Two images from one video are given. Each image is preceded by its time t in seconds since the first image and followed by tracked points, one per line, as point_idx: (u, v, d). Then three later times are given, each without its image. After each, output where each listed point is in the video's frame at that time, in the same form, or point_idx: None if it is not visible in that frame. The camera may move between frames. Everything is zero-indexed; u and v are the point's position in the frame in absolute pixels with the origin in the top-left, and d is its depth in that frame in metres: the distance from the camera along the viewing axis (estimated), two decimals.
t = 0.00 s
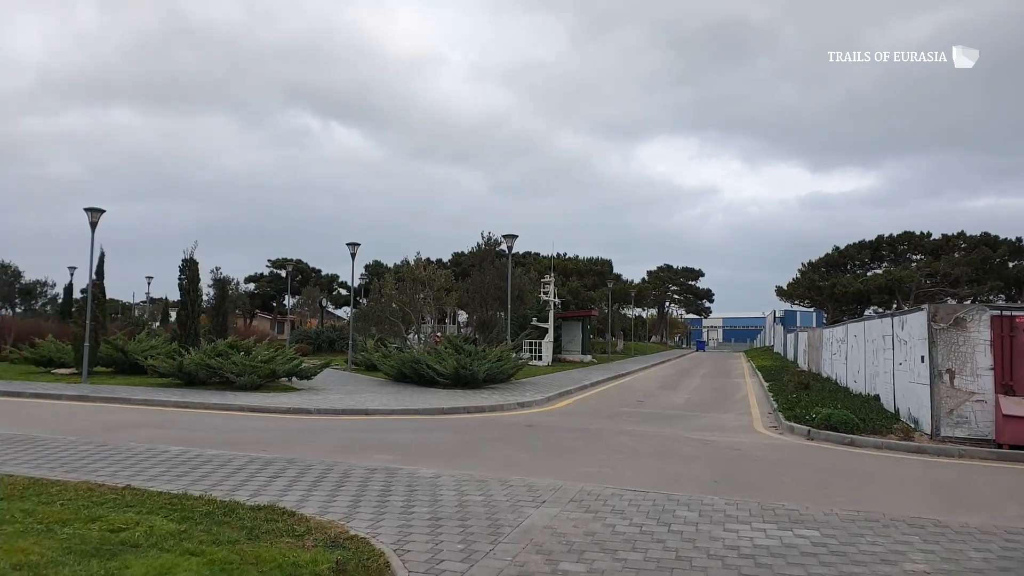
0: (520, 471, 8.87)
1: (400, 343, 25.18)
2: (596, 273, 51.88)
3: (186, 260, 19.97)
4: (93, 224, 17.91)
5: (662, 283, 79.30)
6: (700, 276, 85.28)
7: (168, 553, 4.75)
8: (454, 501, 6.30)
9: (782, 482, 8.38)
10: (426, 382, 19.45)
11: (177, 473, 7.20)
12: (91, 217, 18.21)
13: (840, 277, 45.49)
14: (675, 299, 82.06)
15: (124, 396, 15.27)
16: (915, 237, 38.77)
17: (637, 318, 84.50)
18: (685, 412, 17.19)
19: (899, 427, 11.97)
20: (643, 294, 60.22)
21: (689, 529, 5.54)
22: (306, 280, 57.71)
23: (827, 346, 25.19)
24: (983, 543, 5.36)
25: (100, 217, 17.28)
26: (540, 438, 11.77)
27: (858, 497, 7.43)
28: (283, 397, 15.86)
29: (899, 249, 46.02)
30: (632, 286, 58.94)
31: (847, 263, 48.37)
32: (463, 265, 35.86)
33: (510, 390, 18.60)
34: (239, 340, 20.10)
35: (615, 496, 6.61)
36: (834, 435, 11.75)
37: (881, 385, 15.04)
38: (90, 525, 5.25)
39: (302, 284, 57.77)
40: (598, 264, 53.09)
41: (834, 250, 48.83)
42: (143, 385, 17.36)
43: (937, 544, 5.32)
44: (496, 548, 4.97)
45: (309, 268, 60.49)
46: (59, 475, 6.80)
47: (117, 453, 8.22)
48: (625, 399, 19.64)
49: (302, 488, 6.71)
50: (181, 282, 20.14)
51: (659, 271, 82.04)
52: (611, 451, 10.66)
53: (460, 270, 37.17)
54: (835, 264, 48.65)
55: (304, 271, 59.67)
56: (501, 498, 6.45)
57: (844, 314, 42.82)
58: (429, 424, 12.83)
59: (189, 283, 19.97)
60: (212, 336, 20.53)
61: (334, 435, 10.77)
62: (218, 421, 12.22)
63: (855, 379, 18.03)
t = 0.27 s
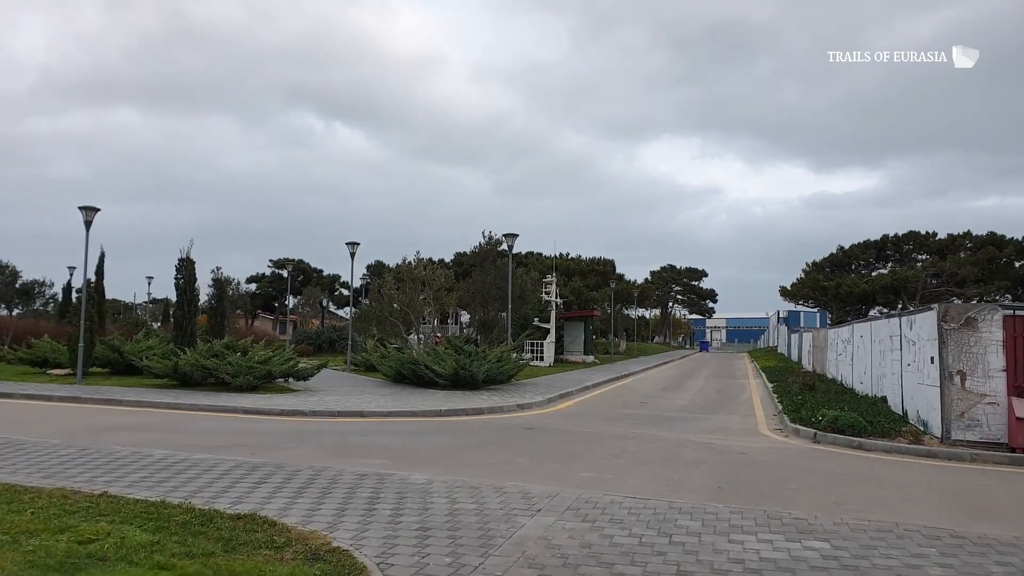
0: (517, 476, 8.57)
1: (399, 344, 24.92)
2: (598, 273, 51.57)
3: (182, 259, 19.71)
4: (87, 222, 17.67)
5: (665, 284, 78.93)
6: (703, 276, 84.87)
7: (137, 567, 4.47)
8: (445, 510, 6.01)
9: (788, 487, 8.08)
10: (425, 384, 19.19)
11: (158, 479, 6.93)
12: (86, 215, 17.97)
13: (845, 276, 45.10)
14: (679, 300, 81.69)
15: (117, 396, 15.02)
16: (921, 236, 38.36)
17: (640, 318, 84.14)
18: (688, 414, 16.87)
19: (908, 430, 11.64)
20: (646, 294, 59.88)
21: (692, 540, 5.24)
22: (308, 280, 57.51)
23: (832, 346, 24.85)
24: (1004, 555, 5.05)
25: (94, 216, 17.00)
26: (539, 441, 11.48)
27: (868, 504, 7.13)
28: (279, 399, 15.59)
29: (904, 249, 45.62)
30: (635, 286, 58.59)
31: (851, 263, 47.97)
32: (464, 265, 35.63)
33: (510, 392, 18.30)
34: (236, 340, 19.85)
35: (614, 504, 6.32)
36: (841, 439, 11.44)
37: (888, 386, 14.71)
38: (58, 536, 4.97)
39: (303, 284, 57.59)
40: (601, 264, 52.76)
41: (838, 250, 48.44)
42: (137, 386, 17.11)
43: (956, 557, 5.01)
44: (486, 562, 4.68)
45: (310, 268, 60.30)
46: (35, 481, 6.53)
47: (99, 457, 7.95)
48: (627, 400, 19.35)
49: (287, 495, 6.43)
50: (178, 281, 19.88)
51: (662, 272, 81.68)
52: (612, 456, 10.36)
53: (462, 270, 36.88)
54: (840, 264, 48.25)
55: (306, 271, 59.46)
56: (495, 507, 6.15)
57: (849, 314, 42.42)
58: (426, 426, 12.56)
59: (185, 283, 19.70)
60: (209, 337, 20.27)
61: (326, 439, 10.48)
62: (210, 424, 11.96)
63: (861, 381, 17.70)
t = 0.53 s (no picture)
0: (514, 483, 8.26)
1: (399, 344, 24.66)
2: (601, 273, 51.23)
3: (179, 259, 19.47)
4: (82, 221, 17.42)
5: (669, 284, 78.52)
6: (707, 275, 84.42)
7: None
8: (437, 522, 5.71)
9: (796, 495, 7.77)
10: (424, 385, 18.92)
11: (138, 487, 6.66)
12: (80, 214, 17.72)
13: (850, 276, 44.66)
14: (682, 299, 81.28)
15: (110, 396, 14.77)
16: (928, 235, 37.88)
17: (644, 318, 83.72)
18: (691, 417, 16.54)
19: (919, 434, 11.30)
20: (649, 294, 59.52)
21: (696, 556, 4.94)
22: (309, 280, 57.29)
23: (838, 347, 24.47)
24: None
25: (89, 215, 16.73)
26: (539, 446, 11.19)
27: (881, 513, 6.82)
28: (275, 400, 15.32)
29: (910, 248, 45.17)
30: (638, 286, 58.22)
31: (856, 263, 47.53)
32: (465, 265, 35.39)
33: (511, 393, 18.01)
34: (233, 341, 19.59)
35: (615, 515, 6.02)
36: (849, 443, 11.11)
37: (897, 388, 14.37)
38: (25, 550, 4.70)
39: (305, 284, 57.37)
40: (604, 264, 52.42)
41: (843, 250, 48.00)
42: (132, 387, 16.86)
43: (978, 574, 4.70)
44: None
45: (312, 268, 60.11)
46: (10, 490, 6.25)
47: (81, 462, 7.68)
48: (630, 402, 19.05)
49: (272, 506, 6.15)
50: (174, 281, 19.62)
51: (666, 271, 81.27)
52: (613, 461, 10.06)
53: (463, 270, 36.61)
54: (845, 264, 47.81)
55: (308, 271, 59.26)
56: (489, 519, 5.84)
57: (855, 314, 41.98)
58: (424, 430, 12.27)
59: (182, 282, 19.43)
60: (206, 337, 20.02)
61: (320, 443, 10.20)
62: (202, 427, 11.69)
63: (869, 383, 17.35)
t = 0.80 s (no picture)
0: (514, 488, 7.96)
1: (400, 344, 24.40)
2: (604, 273, 50.91)
3: (177, 256, 19.21)
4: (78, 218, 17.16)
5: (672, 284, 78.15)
6: (711, 275, 84.05)
7: None
8: (432, 531, 5.41)
9: (808, 501, 7.44)
10: (425, 385, 18.65)
11: (121, 491, 6.37)
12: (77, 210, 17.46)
13: (856, 276, 44.27)
14: (686, 300, 80.94)
15: (104, 396, 14.50)
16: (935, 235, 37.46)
17: (647, 318, 83.39)
18: (697, 418, 16.22)
19: (933, 438, 10.96)
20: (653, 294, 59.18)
21: (706, 569, 4.62)
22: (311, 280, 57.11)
23: (845, 347, 24.12)
24: None
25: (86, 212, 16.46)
26: (541, 449, 10.88)
27: (899, 521, 6.49)
28: (272, 401, 15.03)
29: (916, 248, 44.76)
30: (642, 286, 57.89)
31: (862, 263, 47.13)
32: (467, 265, 35.23)
33: (513, 394, 17.71)
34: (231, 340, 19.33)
35: (619, 524, 5.70)
36: (860, 447, 10.78)
37: (908, 389, 14.02)
38: None
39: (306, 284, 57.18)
40: (607, 263, 52.10)
41: (849, 250, 47.60)
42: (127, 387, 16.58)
43: None
44: None
45: (315, 268, 59.94)
46: None
47: (64, 464, 7.40)
48: (634, 403, 18.73)
49: (259, 512, 5.86)
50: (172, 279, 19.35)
51: (669, 271, 80.91)
52: (617, 465, 9.75)
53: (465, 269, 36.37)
54: (851, 264, 47.41)
55: (310, 270, 59.09)
56: (486, 527, 5.54)
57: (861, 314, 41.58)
58: (423, 431, 11.97)
59: (180, 280, 19.16)
60: (204, 336, 19.74)
61: (314, 445, 9.91)
62: (195, 427, 11.41)
63: (878, 384, 16.99)
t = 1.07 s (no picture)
0: (515, 495, 7.66)
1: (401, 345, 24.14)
2: (608, 273, 50.57)
3: (176, 255, 18.96)
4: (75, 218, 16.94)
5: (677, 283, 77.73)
6: (716, 275, 83.65)
7: None
8: (427, 543, 5.12)
9: (823, 510, 7.11)
10: (426, 386, 18.37)
11: (103, 499, 6.09)
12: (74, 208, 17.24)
13: (863, 275, 43.84)
14: (691, 299, 80.49)
15: (99, 396, 14.24)
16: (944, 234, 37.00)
17: (652, 318, 82.96)
18: (703, 421, 15.88)
19: (948, 442, 10.62)
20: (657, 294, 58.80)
21: None
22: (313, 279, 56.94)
23: (853, 348, 23.75)
24: None
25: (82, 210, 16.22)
26: (544, 453, 10.57)
27: (920, 533, 6.16)
28: (270, 402, 14.76)
29: (924, 247, 44.31)
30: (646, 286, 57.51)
31: (869, 262, 46.69)
32: (469, 265, 34.95)
33: (515, 395, 17.41)
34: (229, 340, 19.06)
35: (625, 536, 5.41)
36: (873, 451, 10.43)
37: (920, 391, 13.67)
38: None
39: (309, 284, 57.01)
40: (612, 263, 51.74)
41: (855, 249, 47.16)
42: (123, 388, 16.31)
43: None
44: None
45: (317, 268, 59.83)
46: None
47: (48, 469, 7.13)
48: (639, 404, 18.40)
49: (246, 523, 5.57)
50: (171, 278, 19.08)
51: (674, 271, 80.51)
52: (621, 471, 9.44)
53: (468, 269, 36.06)
54: (857, 263, 46.99)
55: (313, 270, 58.92)
56: (485, 539, 5.24)
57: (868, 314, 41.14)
58: (422, 434, 11.68)
59: (179, 280, 18.91)
60: (202, 336, 19.47)
61: (310, 449, 9.63)
62: (189, 430, 11.13)
63: (889, 385, 16.64)
